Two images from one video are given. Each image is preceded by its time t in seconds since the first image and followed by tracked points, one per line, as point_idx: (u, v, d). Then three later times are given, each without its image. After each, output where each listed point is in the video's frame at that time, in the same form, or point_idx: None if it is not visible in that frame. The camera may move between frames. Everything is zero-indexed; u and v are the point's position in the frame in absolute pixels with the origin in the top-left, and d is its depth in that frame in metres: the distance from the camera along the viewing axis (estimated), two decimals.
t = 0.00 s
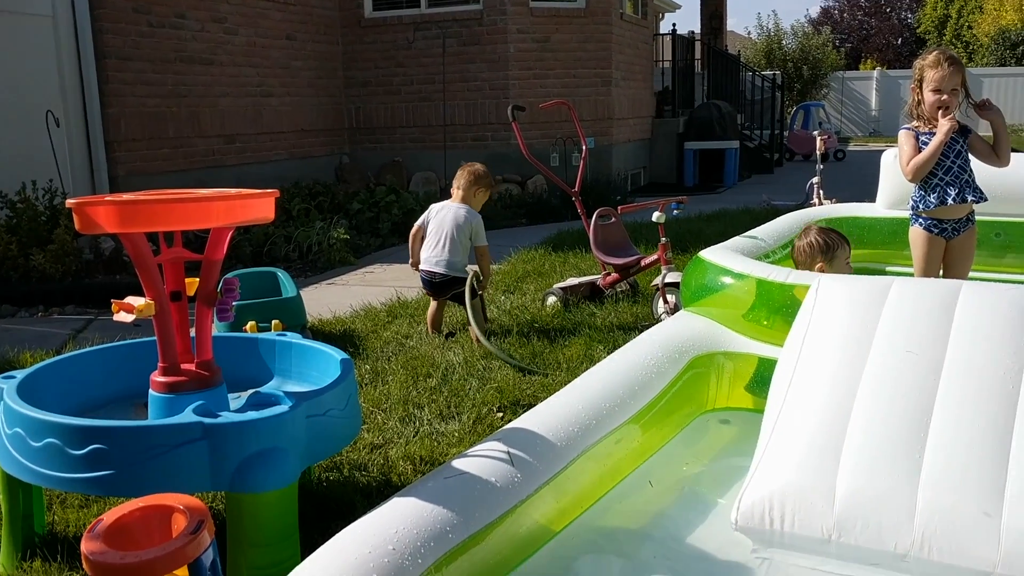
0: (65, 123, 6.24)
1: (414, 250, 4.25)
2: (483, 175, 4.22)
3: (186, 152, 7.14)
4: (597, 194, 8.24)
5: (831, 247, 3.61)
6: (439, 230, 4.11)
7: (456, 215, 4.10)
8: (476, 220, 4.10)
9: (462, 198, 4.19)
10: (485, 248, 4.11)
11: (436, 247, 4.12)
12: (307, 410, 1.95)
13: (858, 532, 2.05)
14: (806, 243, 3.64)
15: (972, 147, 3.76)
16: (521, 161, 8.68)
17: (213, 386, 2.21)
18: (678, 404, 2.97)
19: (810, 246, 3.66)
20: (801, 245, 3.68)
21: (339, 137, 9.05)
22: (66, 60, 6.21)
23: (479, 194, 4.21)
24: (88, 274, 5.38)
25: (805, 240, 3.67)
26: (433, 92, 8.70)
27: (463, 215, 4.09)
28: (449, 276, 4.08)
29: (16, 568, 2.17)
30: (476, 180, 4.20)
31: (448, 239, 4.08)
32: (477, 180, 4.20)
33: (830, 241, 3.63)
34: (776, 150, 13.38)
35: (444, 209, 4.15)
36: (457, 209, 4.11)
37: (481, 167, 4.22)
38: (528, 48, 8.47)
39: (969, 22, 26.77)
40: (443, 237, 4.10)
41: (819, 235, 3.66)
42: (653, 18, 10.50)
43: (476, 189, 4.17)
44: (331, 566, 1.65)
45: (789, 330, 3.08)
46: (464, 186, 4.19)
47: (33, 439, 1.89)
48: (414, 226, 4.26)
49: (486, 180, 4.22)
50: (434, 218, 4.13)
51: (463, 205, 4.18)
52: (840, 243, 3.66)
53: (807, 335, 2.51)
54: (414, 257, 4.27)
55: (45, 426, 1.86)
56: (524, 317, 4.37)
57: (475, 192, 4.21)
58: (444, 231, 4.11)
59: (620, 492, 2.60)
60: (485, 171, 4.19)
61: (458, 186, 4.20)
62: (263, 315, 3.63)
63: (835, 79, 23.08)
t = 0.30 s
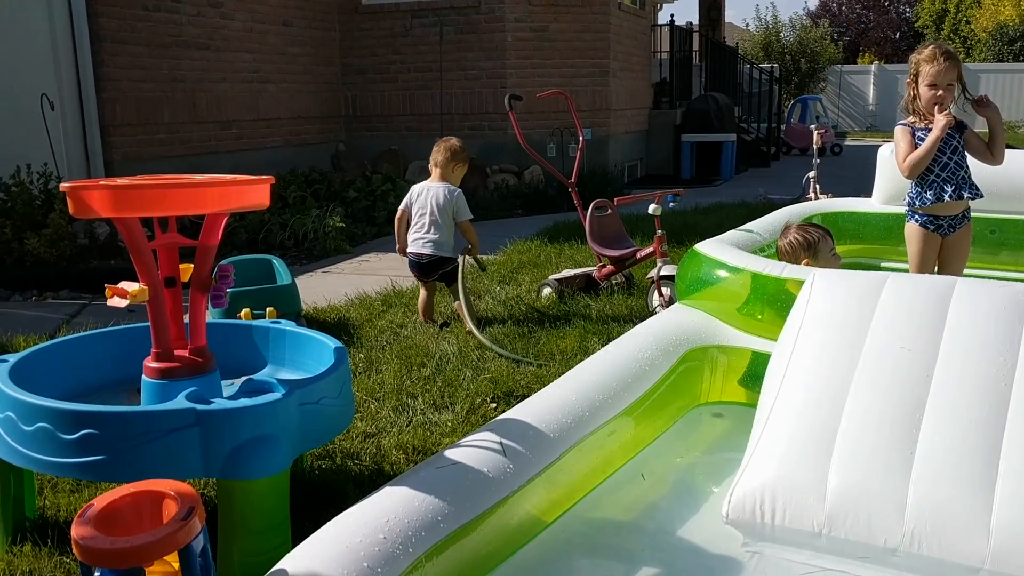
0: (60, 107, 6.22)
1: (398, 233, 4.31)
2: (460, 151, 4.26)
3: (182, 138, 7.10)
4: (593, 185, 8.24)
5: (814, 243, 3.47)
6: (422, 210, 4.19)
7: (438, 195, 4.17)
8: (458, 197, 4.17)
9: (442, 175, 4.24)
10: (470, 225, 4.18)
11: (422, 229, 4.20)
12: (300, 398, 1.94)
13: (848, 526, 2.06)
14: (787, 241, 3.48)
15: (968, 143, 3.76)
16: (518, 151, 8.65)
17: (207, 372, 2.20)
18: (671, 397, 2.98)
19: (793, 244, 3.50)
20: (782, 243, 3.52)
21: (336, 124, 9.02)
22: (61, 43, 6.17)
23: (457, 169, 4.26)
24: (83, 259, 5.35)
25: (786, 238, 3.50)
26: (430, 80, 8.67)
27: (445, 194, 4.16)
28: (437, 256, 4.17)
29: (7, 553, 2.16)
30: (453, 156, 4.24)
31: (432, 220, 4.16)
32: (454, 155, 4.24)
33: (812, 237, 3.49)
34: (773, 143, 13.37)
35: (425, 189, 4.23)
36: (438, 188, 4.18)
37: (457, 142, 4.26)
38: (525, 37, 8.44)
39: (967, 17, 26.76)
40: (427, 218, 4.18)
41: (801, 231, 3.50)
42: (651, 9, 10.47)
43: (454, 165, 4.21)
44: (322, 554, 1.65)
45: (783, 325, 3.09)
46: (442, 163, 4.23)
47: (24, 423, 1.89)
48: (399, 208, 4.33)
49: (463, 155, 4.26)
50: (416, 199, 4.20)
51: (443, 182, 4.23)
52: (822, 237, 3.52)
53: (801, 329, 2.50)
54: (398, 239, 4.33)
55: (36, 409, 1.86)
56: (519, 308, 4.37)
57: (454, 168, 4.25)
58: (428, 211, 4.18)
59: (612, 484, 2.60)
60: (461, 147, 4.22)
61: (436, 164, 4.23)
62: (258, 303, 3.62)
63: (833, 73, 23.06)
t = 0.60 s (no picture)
0: (75, 98, 6.21)
1: (404, 225, 4.30)
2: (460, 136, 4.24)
3: (195, 130, 7.13)
4: (605, 181, 8.23)
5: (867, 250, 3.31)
6: (429, 201, 4.21)
7: (444, 184, 4.19)
8: (464, 186, 4.20)
9: (445, 163, 4.24)
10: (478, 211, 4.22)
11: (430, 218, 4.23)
12: (312, 390, 1.95)
13: (859, 525, 2.06)
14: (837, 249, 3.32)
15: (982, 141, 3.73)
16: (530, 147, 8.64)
17: (219, 363, 2.21)
18: (682, 393, 2.97)
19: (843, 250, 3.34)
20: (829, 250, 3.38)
21: (348, 118, 9.03)
22: (77, 35, 6.19)
23: (459, 157, 4.26)
24: (96, 250, 5.39)
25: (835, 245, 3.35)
26: (444, 75, 8.67)
27: (452, 183, 4.19)
28: (449, 245, 4.20)
29: (21, 540, 2.18)
30: (454, 143, 4.23)
31: (441, 209, 4.19)
32: (456, 141, 4.22)
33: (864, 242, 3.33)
34: (787, 141, 13.31)
35: (430, 178, 4.24)
36: (444, 178, 4.20)
37: (458, 127, 4.23)
38: (539, 33, 8.42)
39: (984, 16, 26.55)
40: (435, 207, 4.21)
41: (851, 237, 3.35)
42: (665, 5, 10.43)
43: (456, 152, 4.20)
44: (333, 544, 1.66)
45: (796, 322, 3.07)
46: (444, 150, 4.22)
47: (39, 412, 1.90)
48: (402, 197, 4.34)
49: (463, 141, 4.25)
50: (422, 189, 4.21)
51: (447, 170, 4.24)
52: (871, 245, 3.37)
53: (814, 326, 2.49)
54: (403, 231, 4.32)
55: (51, 399, 1.87)
56: (531, 303, 4.37)
57: (456, 154, 4.25)
58: (435, 201, 4.20)
59: (623, 479, 2.61)
60: (462, 133, 4.20)
61: (437, 151, 4.22)
62: (269, 295, 3.63)
63: (848, 71, 22.92)
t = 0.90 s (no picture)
0: (72, 98, 6.21)
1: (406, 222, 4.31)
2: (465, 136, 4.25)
3: (192, 130, 7.13)
4: (602, 181, 8.23)
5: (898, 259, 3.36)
6: (433, 199, 4.23)
7: (448, 183, 4.21)
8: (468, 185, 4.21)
9: (449, 163, 4.26)
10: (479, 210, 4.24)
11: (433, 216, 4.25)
12: (309, 390, 1.95)
13: (856, 524, 2.06)
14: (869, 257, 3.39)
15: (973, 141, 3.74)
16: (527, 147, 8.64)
17: (216, 364, 2.21)
18: (679, 393, 2.97)
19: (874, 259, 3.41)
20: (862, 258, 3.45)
21: (345, 118, 9.03)
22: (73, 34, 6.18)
23: (463, 157, 4.27)
24: (93, 250, 5.38)
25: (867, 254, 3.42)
26: (441, 75, 8.67)
27: (456, 182, 4.20)
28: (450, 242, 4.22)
29: (18, 540, 2.18)
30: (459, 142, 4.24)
31: (443, 207, 4.20)
32: (461, 141, 4.24)
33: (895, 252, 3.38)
34: (784, 141, 13.32)
35: (434, 177, 4.26)
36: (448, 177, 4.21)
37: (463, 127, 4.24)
38: (536, 33, 8.42)
39: (981, 16, 26.59)
40: (438, 205, 4.22)
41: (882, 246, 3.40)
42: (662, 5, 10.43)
43: (462, 153, 4.21)
44: (330, 544, 1.66)
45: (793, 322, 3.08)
46: (448, 149, 4.24)
47: (35, 412, 1.90)
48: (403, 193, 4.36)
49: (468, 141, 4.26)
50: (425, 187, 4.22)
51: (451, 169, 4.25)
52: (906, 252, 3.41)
53: (811, 326, 2.49)
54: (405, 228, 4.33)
55: (47, 399, 1.87)
56: (528, 303, 4.37)
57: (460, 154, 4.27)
58: (438, 199, 4.22)
59: (620, 479, 2.61)
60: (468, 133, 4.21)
61: (442, 150, 4.23)
62: (266, 295, 3.63)
63: (845, 71, 22.94)
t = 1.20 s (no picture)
0: (69, 98, 6.20)
1: (418, 215, 4.64)
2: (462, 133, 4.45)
3: (189, 130, 7.12)
4: (600, 181, 8.22)
5: (856, 250, 3.30)
6: (432, 193, 4.49)
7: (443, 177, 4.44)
8: (460, 178, 4.39)
9: (449, 157, 4.48)
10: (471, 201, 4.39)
11: (433, 211, 4.52)
12: (306, 390, 1.95)
13: (853, 524, 2.06)
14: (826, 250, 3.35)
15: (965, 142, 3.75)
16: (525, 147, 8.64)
17: (213, 364, 2.21)
18: (676, 392, 2.98)
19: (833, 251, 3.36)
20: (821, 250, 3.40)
21: (343, 118, 9.02)
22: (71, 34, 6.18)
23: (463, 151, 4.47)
24: (90, 250, 5.38)
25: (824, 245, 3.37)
26: (438, 74, 8.67)
27: (447, 177, 4.40)
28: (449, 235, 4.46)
29: (14, 540, 2.18)
30: (456, 138, 4.45)
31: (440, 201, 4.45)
32: (457, 138, 4.44)
33: (853, 242, 3.32)
34: (781, 141, 13.33)
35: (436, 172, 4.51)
36: (441, 173, 4.43)
37: (459, 124, 4.44)
38: (533, 33, 8.43)
39: (978, 16, 26.62)
40: (437, 199, 4.48)
41: (839, 237, 3.36)
42: (660, 5, 10.44)
43: (455, 149, 4.42)
44: (327, 544, 1.66)
45: (791, 322, 3.08)
46: (447, 146, 4.47)
47: (32, 412, 1.90)
48: (418, 191, 4.70)
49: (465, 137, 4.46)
50: (422, 185, 4.50)
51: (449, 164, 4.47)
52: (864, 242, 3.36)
53: (808, 326, 2.50)
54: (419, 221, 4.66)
55: (44, 399, 1.87)
56: (525, 302, 4.38)
57: (460, 150, 4.48)
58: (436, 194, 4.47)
59: (617, 479, 2.61)
60: (459, 129, 4.40)
61: (439, 148, 4.48)
62: (264, 295, 3.63)
63: (842, 71, 22.95)
